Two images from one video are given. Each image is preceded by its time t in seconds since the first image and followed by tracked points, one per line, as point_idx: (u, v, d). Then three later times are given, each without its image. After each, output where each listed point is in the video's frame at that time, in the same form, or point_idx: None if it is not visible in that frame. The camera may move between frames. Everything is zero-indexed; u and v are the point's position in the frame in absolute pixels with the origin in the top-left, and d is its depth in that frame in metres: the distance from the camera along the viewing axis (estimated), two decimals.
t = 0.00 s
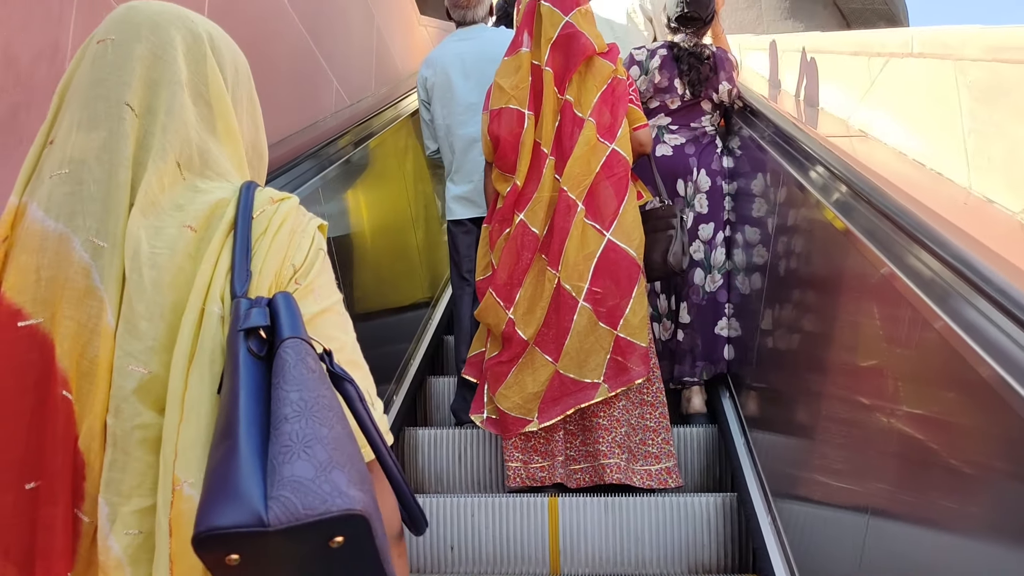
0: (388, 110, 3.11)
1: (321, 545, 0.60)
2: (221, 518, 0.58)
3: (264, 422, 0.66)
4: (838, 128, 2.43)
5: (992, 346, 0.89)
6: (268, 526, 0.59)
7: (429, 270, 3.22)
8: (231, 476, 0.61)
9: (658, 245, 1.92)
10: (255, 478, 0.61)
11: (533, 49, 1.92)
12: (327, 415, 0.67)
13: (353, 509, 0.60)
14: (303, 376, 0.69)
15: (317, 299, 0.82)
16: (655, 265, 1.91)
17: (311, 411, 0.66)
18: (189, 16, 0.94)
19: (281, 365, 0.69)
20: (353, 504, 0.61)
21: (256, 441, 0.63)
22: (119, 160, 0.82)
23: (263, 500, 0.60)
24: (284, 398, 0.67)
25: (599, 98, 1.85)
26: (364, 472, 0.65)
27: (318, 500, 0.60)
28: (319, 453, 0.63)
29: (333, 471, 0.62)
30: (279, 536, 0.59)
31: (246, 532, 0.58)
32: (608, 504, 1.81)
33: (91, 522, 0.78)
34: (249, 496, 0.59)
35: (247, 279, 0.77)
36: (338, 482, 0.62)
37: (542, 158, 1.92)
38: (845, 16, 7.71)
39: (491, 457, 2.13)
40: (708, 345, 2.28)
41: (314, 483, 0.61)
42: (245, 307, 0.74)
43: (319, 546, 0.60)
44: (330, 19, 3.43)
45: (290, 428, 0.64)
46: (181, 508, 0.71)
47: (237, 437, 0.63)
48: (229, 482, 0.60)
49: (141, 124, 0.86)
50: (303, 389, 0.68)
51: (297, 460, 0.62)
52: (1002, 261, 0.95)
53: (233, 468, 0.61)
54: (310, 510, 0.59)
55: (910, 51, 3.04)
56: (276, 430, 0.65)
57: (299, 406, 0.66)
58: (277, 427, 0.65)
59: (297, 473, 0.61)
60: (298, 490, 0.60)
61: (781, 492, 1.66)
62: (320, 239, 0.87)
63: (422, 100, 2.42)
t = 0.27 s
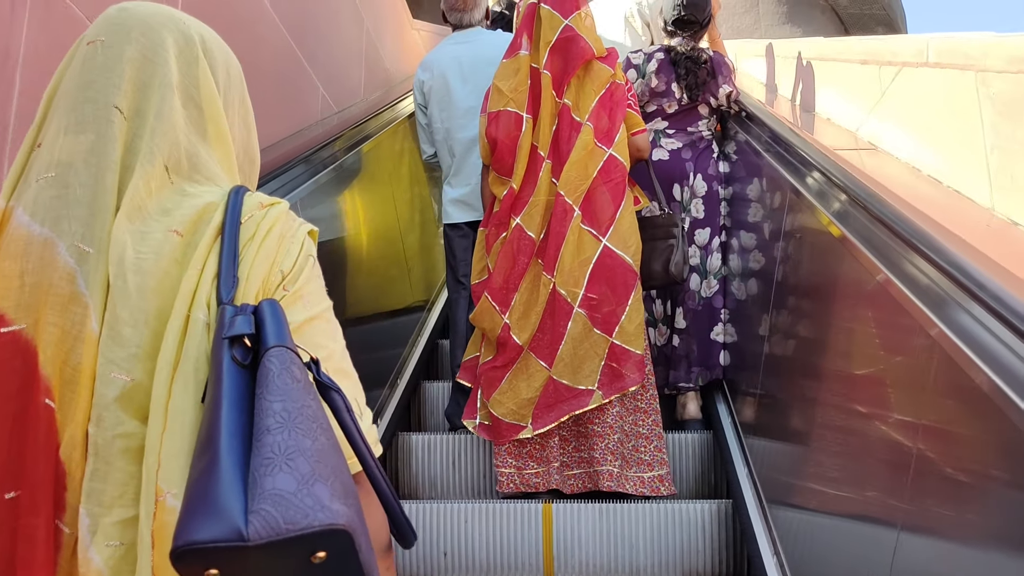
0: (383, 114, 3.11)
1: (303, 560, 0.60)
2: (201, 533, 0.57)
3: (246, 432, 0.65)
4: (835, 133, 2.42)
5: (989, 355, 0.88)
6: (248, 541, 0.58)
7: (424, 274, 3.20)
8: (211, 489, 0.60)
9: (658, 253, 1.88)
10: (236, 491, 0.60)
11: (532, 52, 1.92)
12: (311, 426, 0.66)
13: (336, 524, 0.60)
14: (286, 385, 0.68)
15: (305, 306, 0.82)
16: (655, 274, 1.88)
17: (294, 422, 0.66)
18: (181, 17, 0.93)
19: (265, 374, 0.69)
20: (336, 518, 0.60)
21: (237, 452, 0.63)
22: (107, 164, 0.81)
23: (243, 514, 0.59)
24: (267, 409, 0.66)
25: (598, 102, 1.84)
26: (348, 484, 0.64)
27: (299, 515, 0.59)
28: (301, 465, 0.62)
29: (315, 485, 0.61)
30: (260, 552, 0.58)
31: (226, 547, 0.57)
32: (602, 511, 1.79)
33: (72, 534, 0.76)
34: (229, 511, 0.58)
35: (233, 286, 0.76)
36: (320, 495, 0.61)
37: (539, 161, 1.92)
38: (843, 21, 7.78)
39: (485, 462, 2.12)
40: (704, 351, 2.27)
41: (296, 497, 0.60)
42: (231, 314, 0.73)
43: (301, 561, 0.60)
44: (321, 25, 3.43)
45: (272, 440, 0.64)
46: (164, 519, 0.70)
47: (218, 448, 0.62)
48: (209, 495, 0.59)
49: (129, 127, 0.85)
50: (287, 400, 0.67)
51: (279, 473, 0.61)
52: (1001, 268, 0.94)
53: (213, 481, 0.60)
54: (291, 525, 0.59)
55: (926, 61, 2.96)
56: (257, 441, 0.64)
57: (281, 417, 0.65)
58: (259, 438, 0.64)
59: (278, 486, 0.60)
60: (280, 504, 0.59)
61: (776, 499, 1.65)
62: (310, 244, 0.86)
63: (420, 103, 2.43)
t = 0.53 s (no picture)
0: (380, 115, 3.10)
1: (279, 568, 0.60)
2: (176, 540, 0.58)
3: (223, 439, 0.65)
4: (831, 138, 2.42)
5: (979, 364, 0.88)
6: (223, 548, 0.58)
7: (420, 275, 3.20)
8: (187, 496, 0.60)
9: (657, 260, 1.89)
10: (212, 498, 0.60)
11: (530, 54, 1.91)
12: (289, 433, 0.66)
13: (312, 532, 0.60)
14: (265, 393, 0.68)
15: (287, 314, 0.82)
16: (653, 280, 1.90)
17: (273, 428, 0.65)
18: (172, 26, 0.93)
19: (243, 381, 0.68)
20: (311, 526, 0.60)
21: (214, 459, 0.63)
22: (94, 169, 0.81)
23: (218, 521, 0.59)
24: (245, 415, 0.66)
25: (595, 104, 1.83)
26: (325, 491, 0.64)
27: (275, 522, 0.59)
28: (278, 473, 0.62)
29: (292, 492, 0.62)
30: (234, 559, 0.58)
31: (201, 554, 0.58)
32: (595, 515, 1.79)
33: (50, 539, 0.76)
34: (204, 517, 0.59)
35: (215, 292, 0.76)
36: (297, 503, 0.61)
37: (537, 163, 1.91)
38: (842, 24, 7.84)
39: (479, 467, 2.11)
40: (697, 356, 2.27)
41: (272, 504, 0.60)
42: (211, 320, 0.73)
43: (277, 568, 0.60)
44: (317, 26, 3.41)
45: (249, 446, 0.63)
46: (140, 527, 0.70)
47: (194, 455, 0.62)
48: (184, 503, 0.59)
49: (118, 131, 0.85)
50: (265, 406, 0.67)
51: (255, 480, 0.61)
52: (996, 278, 0.94)
53: (190, 488, 0.60)
54: (266, 532, 0.59)
55: (942, 71, 2.74)
56: (235, 447, 0.64)
57: (259, 423, 0.65)
58: (236, 445, 0.64)
59: (254, 493, 0.60)
60: (255, 511, 0.59)
61: (769, 504, 1.65)
62: (293, 252, 0.87)
63: (415, 105, 2.42)
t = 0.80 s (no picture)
0: (378, 116, 3.09)
1: None
2: (147, 558, 0.59)
3: (197, 453, 0.66)
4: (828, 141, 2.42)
5: (972, 372, 0.87)
6: (194, 566, 0.59)
7: (417, 276, 3.19)
8: (160, 513, 0.61)
9: (654, 259, 1.89)
10: (184, 515, 0.61)
11: (530, 57, 1.91)
12: (263, 448, 0.68)
13: (284, 549, 0.62)
14: (240, 405, 0.69)
15: (267, 318, 0.81)
16: (651, 282, 1.89)
17: (246, 442, 0.67)
18: (184, 53, 0.96)
19: (218, 393, 0.69)
20: (283, 543, 0.62)
21: (187, 474, 0.64)
22: (89, 163, 0.80)
23: (190, 539, 0.60)
24: (219, 430, 0.67)
25: (595, 107, 1.83)
26: (298, 505, 0.66)
27: (247, 540, 0.61)
28: (250, 490, 0.64)
29: (265, 509, 0.63)
30: None
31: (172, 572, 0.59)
32: (591, 518, 1.78)
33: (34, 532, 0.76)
34: (177, 536, 0.60)
35: (193, 297, 0.76)
36: (270, 519, 0.63)
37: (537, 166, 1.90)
38: (842, 26, 7.87)
39: (476, 470, 2.10)
40: (693, 359, 2.27)
41: (245, 522, 0.62)
42: (186, 329, 0.73)
43: None
44: (314, 27, 3.40)
45: (222, 462, 0.65)
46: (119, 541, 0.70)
47: (167, 471, 0.63)
48: (157, 520, 0.61)
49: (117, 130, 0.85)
50: (239, 419, 0.68)
51: (227, 497, 0.63)
52: (992, 286, 0.93)
53: (162, 505, 0.62)
54: (238, 551, 0.60)
55: (960, 82, 2.59)
56: (209, 463, 0.65)
57: (233, 438, 0.66)
58: (209, 460, 0.65)
59: (227, 511, 0.62)
60: (227, 530, 0.61)
61: (764, 507, 1.65)
62: (273, 253, 0.86)
63: (413, 107, 2.42)
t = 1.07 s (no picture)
0: (379, 120, 3.10)
1: None
2: (114, 559, 0.59)
3: (173, 453, 0.66)
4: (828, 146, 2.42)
5: (973, 374, 0.87)
6: (160, 568, 0.59)
7: (418, 279, 3.19)
8: (130, 514, 0.61)
9: (654, 262, 1.89)
10: (154, 515, 0.61)
11: (532, 63, 1.91)
12: (239, 448, 0.67)
13: (252, 550, 0.62)
14: (219, 405, 0.69)
15: (264, 319, 0.81)
16: (651, 284, 1.88)
17: (221, 442, 0.67)
18: (200, 72, 0.97)
19: (197, 393, 0.69)
20: (252, 544, 0.62)
21: (161, 474, 0.64)
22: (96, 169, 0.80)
23: (158, 540, 0.60)
24: (195, 429, 0.67)
25: (597, 112, 1.83)
26: (272, 506, 0.66)
27: (215, 541, 0.61)
28: (221, 490, 0.64)
29: (235, 510, 0.63)
30: None
31: (138, 573, 0.59)
32: (592, 523, 1.78)
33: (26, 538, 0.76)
34: (144, 536, 0.60)
35: (186, 298, 0.76)
36: (240, 520, 0.63)
37: (538, 170, 1.91)
38: (840, 29, 7.89)
39: (476, 474, 2.10)
40: (694, 363, 2.27)
41: (213, 523, 0.62)
42: (171, 328, 0.73)
43: None
44: (312, 33, 3.42)
45: (196, 461, 0.65)
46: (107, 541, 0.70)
47: (140, 471, 0.63)
48: (127, 520, 0.61)
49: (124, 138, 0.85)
50: (215, 419, 0.68)
51: (198, 497, 0.63)
52: (993, 292, 0.93)
53: (133, 505, 0.62)
54: (204, 552, 0.60)
55: (988, 95, 2.52)
56: (183, 461, 0.65)
57: (209, 437, 0.66)
58: (183, 460, 0.65)
59: (196, 510, 0.62)
60: (195, 530, 0.61)
61: (764, 512, 1.64)
62: (272, 254, 0.86)
63: (413, 110, 2.42)
